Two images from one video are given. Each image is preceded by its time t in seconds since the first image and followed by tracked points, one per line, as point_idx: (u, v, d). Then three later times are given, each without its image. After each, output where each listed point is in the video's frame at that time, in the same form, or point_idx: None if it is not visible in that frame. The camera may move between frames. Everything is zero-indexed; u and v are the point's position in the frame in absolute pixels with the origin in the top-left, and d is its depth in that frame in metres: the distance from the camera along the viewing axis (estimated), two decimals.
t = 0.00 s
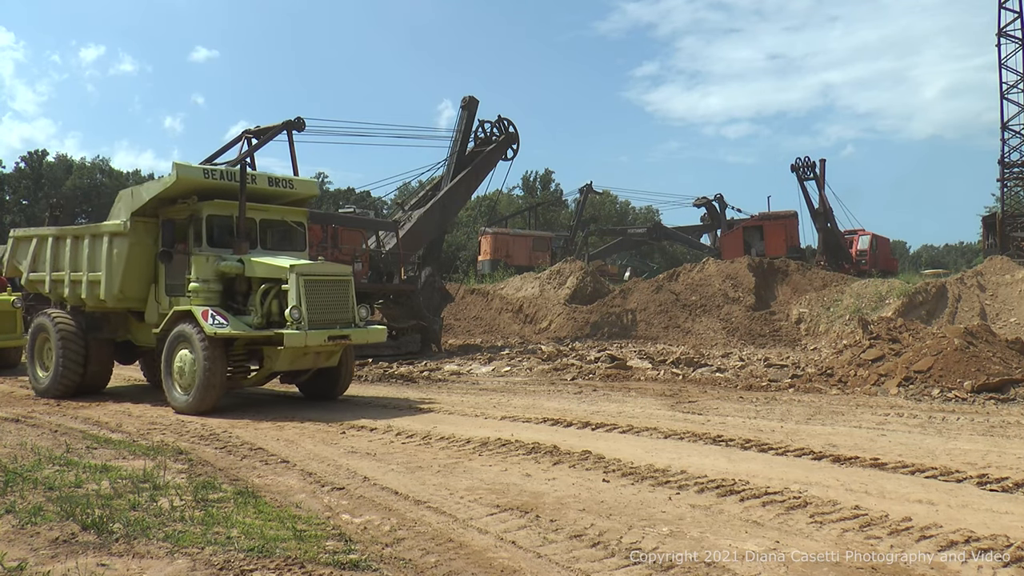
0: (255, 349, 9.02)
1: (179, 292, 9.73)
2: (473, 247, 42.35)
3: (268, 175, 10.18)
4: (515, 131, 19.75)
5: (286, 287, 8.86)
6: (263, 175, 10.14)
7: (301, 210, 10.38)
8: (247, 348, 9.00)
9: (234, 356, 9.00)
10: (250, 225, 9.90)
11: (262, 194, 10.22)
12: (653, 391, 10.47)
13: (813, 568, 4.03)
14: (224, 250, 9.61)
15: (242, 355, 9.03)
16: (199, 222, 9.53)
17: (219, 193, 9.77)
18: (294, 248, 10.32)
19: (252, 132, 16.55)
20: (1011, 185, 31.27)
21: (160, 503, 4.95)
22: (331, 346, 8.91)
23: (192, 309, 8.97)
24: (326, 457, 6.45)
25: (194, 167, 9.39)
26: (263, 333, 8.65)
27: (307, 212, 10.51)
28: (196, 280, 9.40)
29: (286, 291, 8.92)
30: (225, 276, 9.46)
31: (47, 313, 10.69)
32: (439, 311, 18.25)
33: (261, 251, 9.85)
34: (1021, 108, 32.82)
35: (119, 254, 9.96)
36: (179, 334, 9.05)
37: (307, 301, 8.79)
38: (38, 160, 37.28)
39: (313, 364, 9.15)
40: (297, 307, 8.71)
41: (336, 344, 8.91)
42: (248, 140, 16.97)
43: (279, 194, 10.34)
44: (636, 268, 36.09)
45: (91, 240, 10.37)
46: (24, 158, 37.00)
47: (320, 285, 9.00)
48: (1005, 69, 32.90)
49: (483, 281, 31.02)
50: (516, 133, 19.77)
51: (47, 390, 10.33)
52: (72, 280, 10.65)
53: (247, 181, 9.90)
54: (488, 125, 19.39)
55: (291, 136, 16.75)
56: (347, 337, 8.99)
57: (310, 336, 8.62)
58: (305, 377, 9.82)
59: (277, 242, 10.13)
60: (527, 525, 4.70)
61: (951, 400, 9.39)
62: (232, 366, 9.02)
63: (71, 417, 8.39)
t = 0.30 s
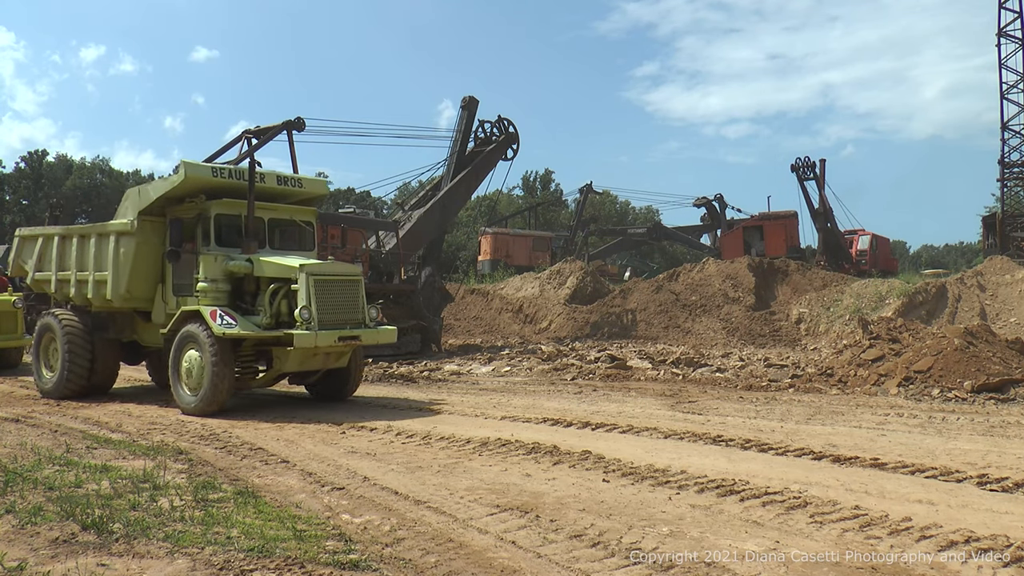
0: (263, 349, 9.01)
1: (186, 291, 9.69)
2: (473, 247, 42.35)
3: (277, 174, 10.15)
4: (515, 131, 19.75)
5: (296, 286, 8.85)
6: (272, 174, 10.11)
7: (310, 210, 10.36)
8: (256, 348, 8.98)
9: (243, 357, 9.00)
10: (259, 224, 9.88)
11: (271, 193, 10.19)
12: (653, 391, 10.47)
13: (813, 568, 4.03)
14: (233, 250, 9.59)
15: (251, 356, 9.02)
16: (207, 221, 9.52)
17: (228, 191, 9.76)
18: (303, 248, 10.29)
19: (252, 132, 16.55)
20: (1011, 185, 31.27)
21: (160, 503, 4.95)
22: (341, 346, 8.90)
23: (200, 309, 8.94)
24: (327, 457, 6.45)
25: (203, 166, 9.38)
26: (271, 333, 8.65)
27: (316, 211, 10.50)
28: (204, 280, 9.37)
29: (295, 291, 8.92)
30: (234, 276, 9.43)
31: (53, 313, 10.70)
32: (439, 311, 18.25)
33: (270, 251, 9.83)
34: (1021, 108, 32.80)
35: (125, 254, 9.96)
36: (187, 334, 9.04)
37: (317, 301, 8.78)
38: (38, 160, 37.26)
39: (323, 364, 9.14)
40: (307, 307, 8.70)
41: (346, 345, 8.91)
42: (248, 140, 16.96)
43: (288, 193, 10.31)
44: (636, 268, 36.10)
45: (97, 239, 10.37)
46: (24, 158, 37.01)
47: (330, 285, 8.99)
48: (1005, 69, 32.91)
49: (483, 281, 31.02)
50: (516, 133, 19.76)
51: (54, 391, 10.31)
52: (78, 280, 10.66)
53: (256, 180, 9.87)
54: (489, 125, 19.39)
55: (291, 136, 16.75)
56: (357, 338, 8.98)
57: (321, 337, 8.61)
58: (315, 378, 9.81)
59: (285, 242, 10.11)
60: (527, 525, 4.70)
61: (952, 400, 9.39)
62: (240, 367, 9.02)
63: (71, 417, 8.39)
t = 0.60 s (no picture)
0: (273, 350, 9.00)
1: (194, 291, 9.71)
2: (473, 247, 42.36)
3: (285, 172, 10.13)
4: (515, 131, 19.74)
5: (307, 286, 8.85)
6: (281, 172, 10.07)
7: (318, 209, 10.36)
8: (265, 348, 8.97)
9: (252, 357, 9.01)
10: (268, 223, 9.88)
11: (279, 192, 10.17)
12: (653, 391, 10.47)
13: (813, 568, 4.03)
14: (241, 249, 9.58)
15: (260, 357, 9.05)
16: (215, 220, 9.51)
17: (236, 190, 9.75)
18: (311, 246, 10.31)
19: (252, 132, 16.55)
20: (1011, 185, 31.27)
21: (160, 503, 4.95)
22: (352, 346, 8.89)
23: (209, 309, 8.92)
24: (326, 457, 6.45)
25: (211, 164, 9.36)
26: (281, 333, 8.63)
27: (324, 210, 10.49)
28: (212, 279, 9.34)
29: (306, 291, 8.91)
30: (242, 276, 9.41)
31: (59, 313, 10.70)
32: (438, 311, 18.25)
33: (279, 250, 9.83)
34: (1020, 108, 32.77)
35: (132, 253, 9.96)
36: (195, 334, 9.04)
37: (328, 300, 8.78)
38: (38, 160, 37.22)
39: (333, 364, 9.13)
40: (318, 306, 8.69)
41: (357, 345, 8.90)
42: (248, 141, 16.96)
43: (296, 192, 10.30)
44: (636, 268, 36.10)
45: (103, 239, 10.37)
46: (24, 158, 37.01)
47: (341, 284, 8.99)
48: (1005, 69, 32.92)
49: (483, 281, 31.02)
50: (516, 133, 19.76)
51: (60, 392, 10.30)
52: (84, 280, 10.65)
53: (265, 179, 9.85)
54: (489, 125, 19.39)
55: (291, 136, 16.75)
56: (368, 337, 8.98)
57: (331, 336, 8.61)
58: (324, 379, 9.80)
59: (293, 241, 10.10)
60: (527, 525, 4.70)
61: (952, 400, 9.39)
62: (249, 367, 9.03)
63: (71, 417, 8.39)
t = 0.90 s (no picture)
0: (280, 350, 8.99)
1: (201, 291, 9.72)
2: (473, 247, 42.37)
3: (293, 170, 10.12)
4: (515, 131, 19.74)
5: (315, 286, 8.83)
6: (289, 170, 10.05)
7: (326, 207, 10.34)
8: (272, 348, 8.97)
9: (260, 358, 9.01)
10: (275, 222, 9.87)
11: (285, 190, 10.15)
12: (653, 392, 10.47)
13: (813, 568, 4.03)
14: (249, 248, 9.58)
15: (268, 357, 9.04)
16: (222, 219, 9.51)
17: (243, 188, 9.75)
18: (319, 246, 10.29)
19: (252, 132, 16.55)
20: (1012, 185, 31.27)
21: (160, 503, 4.95)
22: (361, 347, 8.88)
23: (216, 309, 8.93)
24: (326, 457, 6.45)
25: (218, 162, 9.36)
26: (289, 333, 8.62)
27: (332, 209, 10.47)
28: (220, 279, 9.35)
29: (314, 290, 8.90)
30: (250, 275, 9.40)
31: (65, 313, 10.70)
32: (438, 311, 18.25)
33: (286, 249, 9.81)
34: (1021, 109, 32.77)
35: (139, 252, 9.96)
36: (203, 335, 9.03)
37: (336, 300, 8.76)
38: (38, 160, 37.16)
39: (342, 364, 9.12)
40: (326, 306, 8.68)
41: (366, 345, 8.89)
42: (248, 141, 16.95)
43: (304, 191, 10.29)
44: (636, 268, 36.10)
45: (109, 238, 10.37)
46: (24, 158, 36.97)
47: (349, 284, 8.97)
48: (1005, 70, 32.94)
49: (483, 281, 31.01)
50: (516, 133, 19.76)
51: (66, 393, 10.30)
52: (90, 280, 10.65)
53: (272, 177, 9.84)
54: (489, 125, 19.40)
55: (291, 136, 16.74)
56: (377, 337, 8.96)
57: (340, 337, 8.59)
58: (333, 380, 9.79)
59: (301, 240, 10.09)
60: (527, 526, 4.70)
61: (952, 400, 9.39)
62: (256, 368, 9.02)
63: (71, 417, 8.39)
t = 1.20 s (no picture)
0: (289, 350, 8.99)
1: (208, 290, 9.72)
2: (473, 247, 42.36)
3: (301, 169, 10.11)
4: (516, 131, 19.74)
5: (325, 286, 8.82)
6: (297, 169, 10.04)
7: (334, 206, 10.34)
8: (281, 348, 8.97)
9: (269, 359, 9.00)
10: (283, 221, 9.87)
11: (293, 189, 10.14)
12: (653, 391, 10.47)
13: (813, 568, 4.03)
14: (257, 248, 9.58)
15: (276, 358, 9.03)
16: (230, 218, 9.51)
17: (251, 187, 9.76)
18: (326, 245, 10.29)
19: (252, 132, 16.53)
20: (1011, 185, 31.26)
21: (160, 503, 4.95)
22: (371, 347, 8.87)
23: (225, 309, 8.93)
24: (326, 457, 6.45)
25: (226, 161, 9.36)
26: (299, 333, 8.62)
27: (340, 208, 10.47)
28: (228, 279, 9.35)
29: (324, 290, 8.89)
30: (258, 275, 9.40)
31: (71, 313, 10.70)
32: (438, 311, 18.24)
33: (294, 248, 9.81)
34: (1020, 108, 32.79)
35: (145, 252, 9.95)
36: (211, 335, 9.01)
37: (346, 300, 8.75)
38: (38, 159, 37.06)
39: (352, 365, 9.10)
40: (336, 306, 8.67)
41: (377, 345, 8.88)
42: (247, 140, 16.93)
43: (311, 189, 10.28)
44: (636, 268, 36.10)
45: (115, 238, 10.37)
46: (24, 158, 36.89)
47: (359, 284, 8.96)
48: (1005, 70, 32.96)
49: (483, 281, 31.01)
50: (516, 133, 19.76)
51: (72, 394, 10.30)
52: (96, 279, 10.66)
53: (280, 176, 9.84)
54: (489, 125, 19.40)
55: (290, 136, 16.73)
56: (387, 337, 8.95)
57: (351, 337, 8.58)
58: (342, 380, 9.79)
59: (309, 239, 10.08)
60: (527, 525, 4.70)
61: (951, 400, 9.40)
62: (265, 369, 9.00)
63: (71, 417, 8.39)
